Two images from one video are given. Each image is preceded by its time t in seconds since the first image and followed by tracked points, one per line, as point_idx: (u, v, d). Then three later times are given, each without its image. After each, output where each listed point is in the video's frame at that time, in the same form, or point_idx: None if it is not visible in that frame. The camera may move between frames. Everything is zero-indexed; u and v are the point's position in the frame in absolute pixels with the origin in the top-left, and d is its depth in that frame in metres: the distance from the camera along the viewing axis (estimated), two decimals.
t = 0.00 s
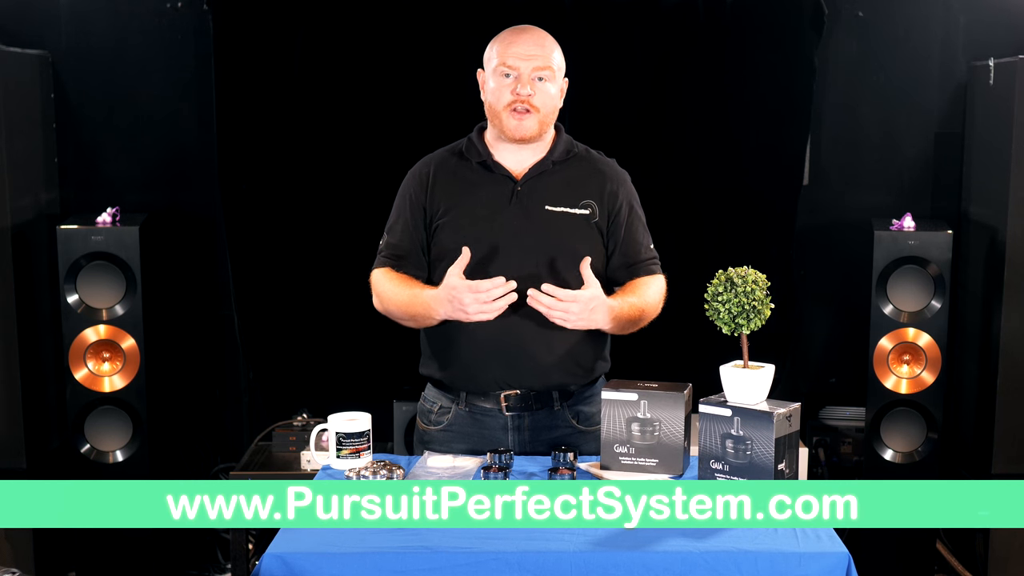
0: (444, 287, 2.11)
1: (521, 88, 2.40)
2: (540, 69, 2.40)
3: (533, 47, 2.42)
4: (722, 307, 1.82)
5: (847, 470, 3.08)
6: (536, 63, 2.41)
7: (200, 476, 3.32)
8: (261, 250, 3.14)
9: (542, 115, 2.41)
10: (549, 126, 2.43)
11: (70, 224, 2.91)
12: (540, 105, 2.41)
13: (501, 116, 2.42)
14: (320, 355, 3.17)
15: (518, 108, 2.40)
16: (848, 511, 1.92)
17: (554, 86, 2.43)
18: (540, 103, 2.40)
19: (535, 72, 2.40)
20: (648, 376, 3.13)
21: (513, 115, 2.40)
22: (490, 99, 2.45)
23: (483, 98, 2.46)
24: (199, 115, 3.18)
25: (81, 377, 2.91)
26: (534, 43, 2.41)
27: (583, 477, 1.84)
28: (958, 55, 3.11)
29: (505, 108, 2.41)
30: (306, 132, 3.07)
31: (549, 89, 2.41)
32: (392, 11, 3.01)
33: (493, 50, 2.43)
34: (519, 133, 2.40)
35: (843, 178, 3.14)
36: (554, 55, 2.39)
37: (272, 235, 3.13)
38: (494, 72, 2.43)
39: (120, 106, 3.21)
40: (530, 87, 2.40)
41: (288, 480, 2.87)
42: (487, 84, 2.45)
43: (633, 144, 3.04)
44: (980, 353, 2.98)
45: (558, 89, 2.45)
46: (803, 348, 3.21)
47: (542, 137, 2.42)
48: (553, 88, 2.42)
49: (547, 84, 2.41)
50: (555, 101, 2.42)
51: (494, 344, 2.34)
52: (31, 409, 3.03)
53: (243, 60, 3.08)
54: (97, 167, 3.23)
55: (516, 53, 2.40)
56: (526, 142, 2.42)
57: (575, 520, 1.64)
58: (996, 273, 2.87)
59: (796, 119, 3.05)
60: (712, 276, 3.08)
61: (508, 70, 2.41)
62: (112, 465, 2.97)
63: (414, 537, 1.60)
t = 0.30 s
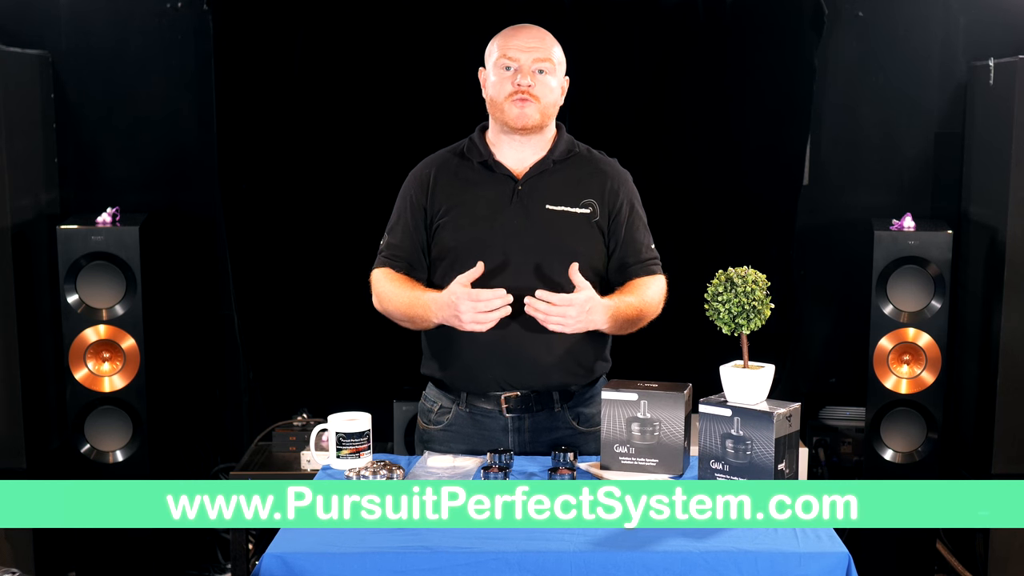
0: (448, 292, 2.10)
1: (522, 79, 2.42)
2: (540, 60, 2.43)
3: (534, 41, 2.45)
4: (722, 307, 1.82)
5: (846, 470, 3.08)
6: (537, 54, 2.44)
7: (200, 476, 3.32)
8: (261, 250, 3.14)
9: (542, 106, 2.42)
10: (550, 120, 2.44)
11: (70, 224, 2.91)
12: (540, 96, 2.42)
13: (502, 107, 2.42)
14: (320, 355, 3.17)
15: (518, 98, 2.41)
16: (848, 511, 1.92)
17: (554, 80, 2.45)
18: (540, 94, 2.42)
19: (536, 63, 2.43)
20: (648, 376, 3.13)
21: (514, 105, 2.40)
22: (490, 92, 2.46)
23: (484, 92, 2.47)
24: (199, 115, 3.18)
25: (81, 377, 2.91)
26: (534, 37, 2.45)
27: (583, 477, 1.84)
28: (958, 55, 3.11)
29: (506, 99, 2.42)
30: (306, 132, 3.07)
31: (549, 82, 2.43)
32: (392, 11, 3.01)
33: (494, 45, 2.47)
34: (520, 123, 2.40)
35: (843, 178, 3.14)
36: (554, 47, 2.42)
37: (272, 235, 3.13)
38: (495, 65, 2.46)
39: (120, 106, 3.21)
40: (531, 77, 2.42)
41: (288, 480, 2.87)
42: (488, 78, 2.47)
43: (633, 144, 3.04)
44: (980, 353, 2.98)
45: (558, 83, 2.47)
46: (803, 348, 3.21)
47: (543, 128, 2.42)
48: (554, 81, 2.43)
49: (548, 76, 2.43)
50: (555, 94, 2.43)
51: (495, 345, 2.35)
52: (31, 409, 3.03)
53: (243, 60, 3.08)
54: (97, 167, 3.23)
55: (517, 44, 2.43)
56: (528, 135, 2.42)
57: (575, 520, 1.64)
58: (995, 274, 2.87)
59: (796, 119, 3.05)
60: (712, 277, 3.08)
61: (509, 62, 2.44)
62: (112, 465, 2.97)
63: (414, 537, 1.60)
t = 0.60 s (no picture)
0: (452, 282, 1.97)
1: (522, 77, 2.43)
2: (540, 59, 2.43)
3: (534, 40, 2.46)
4: (722, 307, 1.82)
5: (847, 470, 3.08)
6: (536, 53, 2.44)
7: (200, 476, 3.32)
8: (261, 250, 3.14)
9: (541, 106, 2.42)
10: (549, 121, 2.44)
11: (71, 224, 2.91)
12: (540, 95, 2.42)
13: (501, 106, 2.44)
14: (320, 355, 3.17)
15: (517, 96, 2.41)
16: (848, 511, 1.92)
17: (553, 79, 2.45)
18: (539, 94, 2.42)
19: (536, 62, 2.43)
20: (648, 376, 3.13)
21: (513, 103, 2.41)
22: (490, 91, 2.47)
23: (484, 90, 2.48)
24: (198, 115, 3.18)
25: (81, 377, 2.91)
26: (534, 36, 2.46)
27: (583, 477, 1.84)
28: (958, 55, 3.11)
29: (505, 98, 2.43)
30: (306, 132, 3.07)
31: (549, 81, 2.44)
32: (392, 11, 3.01)
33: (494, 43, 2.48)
34: (518, 123, 2.41)
35: (843, 178, 3.14)
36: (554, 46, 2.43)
37: (272, 235, 3.13)
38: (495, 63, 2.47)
39: (120, 106, 3.21)
40: (530, 76, 2.43)
41: (288, 480, 2.87)
42: (488, 76, 2.48)
43: (633, 144, 3.04)
44: (980, 353, 2.98)
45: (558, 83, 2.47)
46: (803, 348, 3.21)
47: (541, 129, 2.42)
48: (553, 80, 2.44)
49: (547, 76, 2.44)
50: (555, 94, 2.44)
51: (495, 345, 2.36)
52: (31, 409, 3.03)
53: (243, 60, 3.08)
54: (97, 167, 3.23)
55: (517, 42, 2.44)
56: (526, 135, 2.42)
57: (575, 520, 1.64)
58: (996, 274, 2.87)
59: (796, 119, 3.05)
60: (712, 277, 3.08)
61: (509, 60, 2.45)
62: (112, 465, 2.97)
63: (414, 537, 1.60)
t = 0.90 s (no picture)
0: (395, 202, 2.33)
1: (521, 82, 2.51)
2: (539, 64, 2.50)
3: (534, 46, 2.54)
4: (722, 307, 1.82)
5: (847, 470, 3.08)
6: (536, 58, 2.52)
7: (200, 476, 3.32)
8: (261, 250, 3.14)
9: (540, 112, 2.46)
10: (548, 124, 2.46)
11: (71, 224, 2.91)
12: (539, 100, 2.47)
13: (501, 111, 2.50)
14: (320, 355, 3.17)
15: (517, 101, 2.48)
16: (848, 511, 1.92)
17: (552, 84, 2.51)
18: (538, 99, 2.48)
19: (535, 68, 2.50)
20: (648, 376, 3.13)
21: (512, 108, 2.48)
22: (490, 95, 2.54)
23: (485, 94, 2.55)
24: (199, 115, 3.18)
25: (81, 377, 2.91)
26: (534, 41, 2.53)
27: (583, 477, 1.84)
28: (958, 55, 3.11)
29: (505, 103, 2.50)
30: (306, 132, 3.07)
31: (548, 86, 2.49)
32: (392, 11, 3.01)
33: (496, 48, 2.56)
34: (517, 130, 2.47)
35: (843, 178, 3.14)
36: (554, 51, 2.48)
37: (272, 235, 3.13)
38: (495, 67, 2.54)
39: (120, 106, 3.21)
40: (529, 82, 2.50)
41: (288, 480, 2.87)
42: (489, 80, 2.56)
43: (632, 144, 3.04)
44: (980, 353, 2.98)
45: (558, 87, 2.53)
46: (803, 348, 3.21)
47: (541, 133, 2.45)
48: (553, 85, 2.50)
49: (547, 81, 2.49)
50: (555, 98, 2.49)
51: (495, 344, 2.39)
52: (31, 409, 3.03)
53: (243, 60, 3.08)
54: (97, 167, 3.23)
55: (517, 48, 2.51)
56: (526, 140, 2.43)
57: (575, 520, 1.64)
58: (995, 274, 2.87)
59: (796, 118, 3.05)
60: (711, 277, 3.08)
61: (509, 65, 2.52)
62: (112, 465, 2.97)
63: (414, 537, 1.60)
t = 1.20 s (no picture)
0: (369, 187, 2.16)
1: (520, 86, 2.42)
2: (540, 67, 2.41)
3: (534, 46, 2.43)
4: (722, 307, 1.82)
5: (847, 470, 3.08)
6: (536, 60, 2.41)
7: (200, 476, 3.32)
8: (261, 250, 3.14)
9: (541, 116, 2.42)
10: (547, 126, 2.43)
11: (70, 224, 2.91)
12: (540, 105, 2.42)
13: (501, 116, 2.43)
14: (320, 355, 3.17)
15: (517, 107, 2.42)
16: (848, 511, 1.92)
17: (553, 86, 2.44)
18: (538, 103, 2.41)
19: (535, 70, 2.41)
20: (648, 375, 3.13)
21: (512, 114, 2.42)
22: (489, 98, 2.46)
23: (483, 97, 2.47)
24: (198, 115, 3.18)
25: (81, 377, 2.91)
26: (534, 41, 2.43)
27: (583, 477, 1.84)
28: (958, 55, 3.11)
29: (505, 107, 2.43)
30: (306, 132, 3.07)
31: (548, 89, 2.43)
32: (392, 11, 3.01)
33: (494, 49, 2.45)
34: (517, 135, 2.42)
35: (843, 178, 3.14)
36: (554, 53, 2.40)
37: (272, 235, 3.13)
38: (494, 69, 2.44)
39: (119, 106, 3.21)
40: (529, 85, 2.41)
41: (288, 480, 2.87)
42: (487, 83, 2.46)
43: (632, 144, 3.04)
44: (980, 353, 2.98)
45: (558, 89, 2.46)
46: (803, 348, 3.21)
47: (540, 137, 2.44)
48: (552, 87, 2.43)
49: (547, 84, 2.42)
50: (554, 101, 2.44)
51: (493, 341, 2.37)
52: (31, 409, 3.03)
53: (243, 60, 3.08)
54: (97, 166, 3.23)
55: (516, 49, 2.41)
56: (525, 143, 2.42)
57: (575, 520, 1.64)
58: (995, 274, 2.87)
59: (796, 118, 3.05)
60: (711, 276, 3.08)
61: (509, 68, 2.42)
62: (112, 465, 2.97)
63: (414, 537, 1.60)
